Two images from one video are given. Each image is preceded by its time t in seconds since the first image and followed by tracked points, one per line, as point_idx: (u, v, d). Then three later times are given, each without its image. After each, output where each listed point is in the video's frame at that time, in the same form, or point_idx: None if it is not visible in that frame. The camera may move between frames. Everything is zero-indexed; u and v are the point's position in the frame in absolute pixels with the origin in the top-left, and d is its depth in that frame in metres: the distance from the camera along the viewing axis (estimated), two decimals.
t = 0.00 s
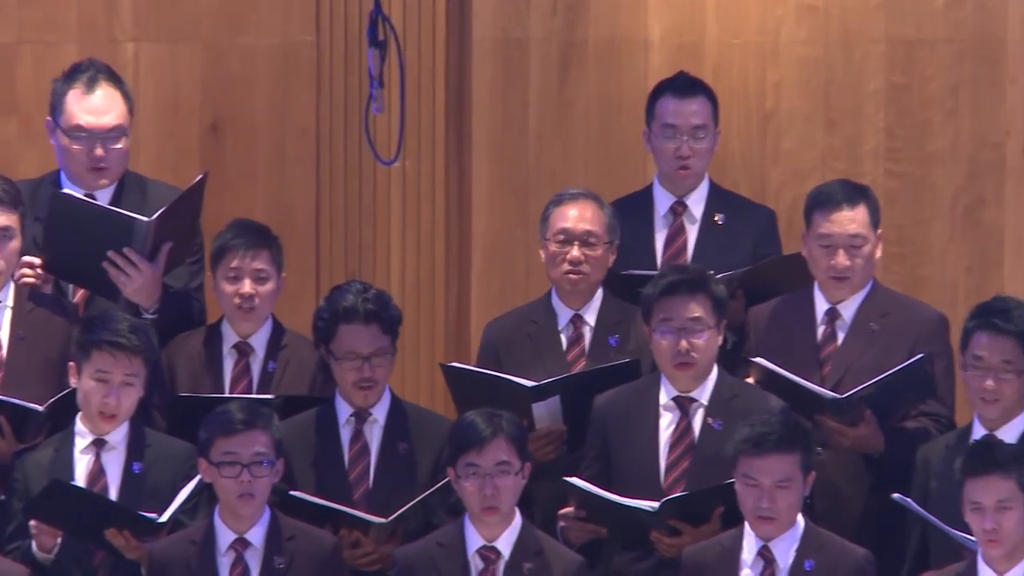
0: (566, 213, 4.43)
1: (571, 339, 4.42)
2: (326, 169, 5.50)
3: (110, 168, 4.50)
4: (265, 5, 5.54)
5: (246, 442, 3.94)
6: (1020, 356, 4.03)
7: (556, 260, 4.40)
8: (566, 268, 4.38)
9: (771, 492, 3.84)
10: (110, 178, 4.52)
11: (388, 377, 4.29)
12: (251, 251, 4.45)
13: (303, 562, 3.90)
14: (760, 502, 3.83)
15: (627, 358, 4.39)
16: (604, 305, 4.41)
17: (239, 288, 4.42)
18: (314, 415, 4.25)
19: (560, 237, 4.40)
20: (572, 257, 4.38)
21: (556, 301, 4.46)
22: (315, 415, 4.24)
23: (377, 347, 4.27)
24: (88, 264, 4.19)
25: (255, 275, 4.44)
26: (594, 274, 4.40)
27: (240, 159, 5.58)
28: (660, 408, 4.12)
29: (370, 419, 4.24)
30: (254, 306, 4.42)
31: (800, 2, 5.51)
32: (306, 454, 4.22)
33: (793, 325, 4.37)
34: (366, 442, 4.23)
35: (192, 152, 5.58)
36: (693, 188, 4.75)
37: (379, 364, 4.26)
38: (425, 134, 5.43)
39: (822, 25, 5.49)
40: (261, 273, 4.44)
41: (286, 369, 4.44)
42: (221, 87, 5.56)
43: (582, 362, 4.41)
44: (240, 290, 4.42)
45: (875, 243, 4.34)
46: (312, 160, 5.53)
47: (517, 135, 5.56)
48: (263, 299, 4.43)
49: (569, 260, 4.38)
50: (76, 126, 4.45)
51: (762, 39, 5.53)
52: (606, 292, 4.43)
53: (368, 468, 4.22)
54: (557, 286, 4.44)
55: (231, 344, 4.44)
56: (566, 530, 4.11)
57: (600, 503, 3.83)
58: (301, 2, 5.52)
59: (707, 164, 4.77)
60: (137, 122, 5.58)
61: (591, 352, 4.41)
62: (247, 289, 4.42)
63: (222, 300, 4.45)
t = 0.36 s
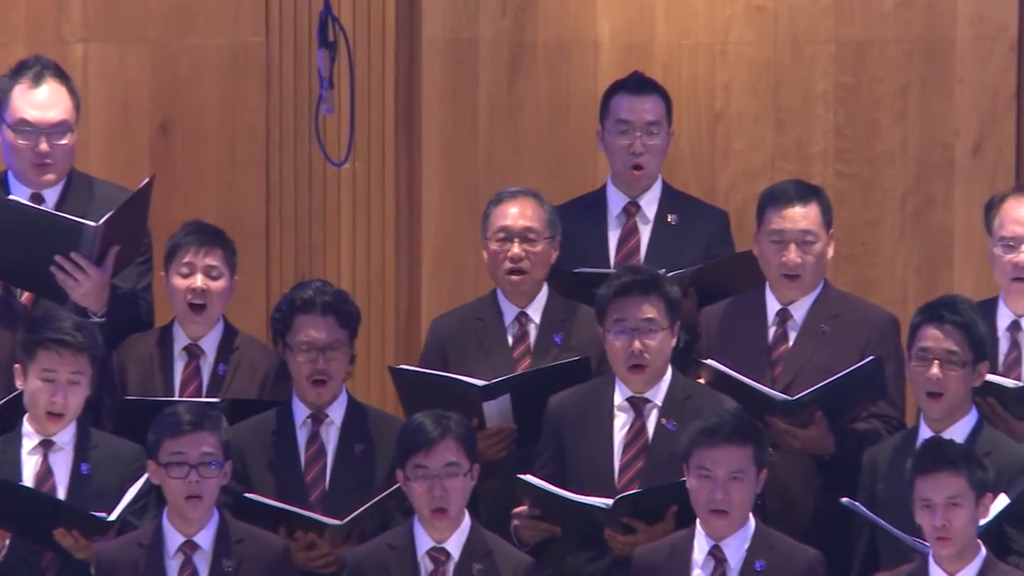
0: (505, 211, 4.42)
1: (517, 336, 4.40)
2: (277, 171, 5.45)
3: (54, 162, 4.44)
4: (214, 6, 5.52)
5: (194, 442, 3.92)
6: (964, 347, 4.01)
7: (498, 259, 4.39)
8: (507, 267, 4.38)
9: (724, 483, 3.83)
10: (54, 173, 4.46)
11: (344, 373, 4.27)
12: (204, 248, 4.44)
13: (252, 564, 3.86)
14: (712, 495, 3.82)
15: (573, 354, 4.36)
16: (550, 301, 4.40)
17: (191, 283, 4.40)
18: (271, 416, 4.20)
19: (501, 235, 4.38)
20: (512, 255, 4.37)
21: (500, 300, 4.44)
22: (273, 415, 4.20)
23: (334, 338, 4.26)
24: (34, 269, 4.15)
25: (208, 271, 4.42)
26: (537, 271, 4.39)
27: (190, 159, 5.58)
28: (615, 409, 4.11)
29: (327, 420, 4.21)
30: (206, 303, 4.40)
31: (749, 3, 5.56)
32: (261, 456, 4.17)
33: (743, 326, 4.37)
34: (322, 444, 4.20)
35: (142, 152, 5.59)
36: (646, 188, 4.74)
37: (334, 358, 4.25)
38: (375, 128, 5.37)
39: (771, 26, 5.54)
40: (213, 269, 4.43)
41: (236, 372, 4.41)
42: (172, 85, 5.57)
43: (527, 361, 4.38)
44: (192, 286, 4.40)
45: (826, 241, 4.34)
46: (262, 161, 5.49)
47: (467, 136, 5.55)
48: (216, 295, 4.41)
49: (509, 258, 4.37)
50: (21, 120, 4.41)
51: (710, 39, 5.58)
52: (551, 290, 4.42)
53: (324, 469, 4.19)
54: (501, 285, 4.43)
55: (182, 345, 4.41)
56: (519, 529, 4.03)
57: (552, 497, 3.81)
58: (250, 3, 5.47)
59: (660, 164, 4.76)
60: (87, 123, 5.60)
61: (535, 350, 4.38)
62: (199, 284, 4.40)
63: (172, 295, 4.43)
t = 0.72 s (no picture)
0: (434, 212, 4.40)
1: (453, 336, 4.39)
2: (227, 171, 5.37)
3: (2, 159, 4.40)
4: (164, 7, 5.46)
5: (145, 444, 3.89)
6: (923, 344, 4.01)
7: (430, 261, 4.37)
8: (441, 267, 4.36)
9: (678, 475, 3.83)
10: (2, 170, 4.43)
11: (296, 369, 4.24)
12: (158, 242, 4.42)
13: (203, 565, 3.84)
14: (664, 487, 3.82)
15: (510, 356, 4.35)
16: (484, 300, 4.39)
17: (147, 277, 4.37)
18: (227, 412, 4.19)
19: (432, 237, 4.37)
20: (445, 254, 4.36)
21: (436, 300, 4.42)
22: (228, 411, 4.19)
23: (285, 329, 4.23)
24: None
25: (163, 265, 4.40)
26: (471, 269, 4.38)
27: (140, 159, 5.52)
28: (570, 409, 4.11)
29: (279, 420, 4.19)
30: (160, 297, 4.37)
31: (700, 5, 5.62)
32: (211, 453, 4.15)
33: (694, 325, 4.36)
34: (274, 443, 4.18)
35: (92, 153, 5.53)
36: (601, 188, 4.74)
37: (285, 351, 4.22)
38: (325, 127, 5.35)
39: (722, 28, 5.59)
40: (168, 263, 4.40)
41: (188, 371, 4.38)
42: (122, 85, 5.51)
43: (465, 362, 4.37)
44: (147, 279, 4.37)
45: (779, 240, 4.36)
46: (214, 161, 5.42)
47: (418, 136, 5.59)
48: (170, 290, 4.39)
49: (442, 258, 4.36)
50: None
51: (661, 41, 5.63)
52: (486, 291, 4.41)
53: (275, 468, 4.16)
54: (435, 286, 4.41)
55: (132, 344, 4.38)
56: (472, 528, 4.06)
57: (507, 496, 3.79)
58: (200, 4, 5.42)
59: (615, 163, 4.76)
60: (36, 124, 5.52)
61: (472, 349, 4.37)
62: (155, 278, 4.37)
63: (125, 289, 4.39)
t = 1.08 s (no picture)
0: (375, 214, 4.39)
1: (398, 339, 4.36)
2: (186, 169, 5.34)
3: None
4: (127, 8, 5.45)
5: (105, 448, 3.86)
6: (894, 345, 4.02)
7: (371, 264, 4.36)
8: (383, 270, 4.35)
9: (638, 467, 3.82)
10: None
11: (250, 374, 4.21)
12: (123, 239, 4.41)
13: (162, 567, 3.82)
14: (625, 480, 3.81)
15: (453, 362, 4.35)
16: (428, 302, 4.38)
17: (111, 274, 4.35)
18: (187, 412, 4.18)
19: (372, 240, 4.36)
20: (386, 258, 4.34)
21: (378, 303, 4.39)
22: (187, 412, 4.17)
23: (241, 334, 4.21)
24: None
25: (128, 262, 4.38)
26: (412, 271, 4.36)
27: (100, 163, 5.48)
28: (538, 411, 4.10)
29: (234, 422, 4.16)
30: (123, 295, 4.36)
31: (661, 6, 5.59)
32: (165, 454, 4.13)
33: (657, 325, 4.36)
34: (229, 445, 4.16)
35: (51, 154, 5.50)
36: (566, 188, 4.73)
37: (238, 355, 4.20)
38: (286, 129, 5.32)
39: (681, 27, 5.57)
40: (133, 260, 4.39)
41: (151, 370, 4.35)
42: (81, 86, 5.48)
43: (409, 367, 4.34)
44: (111, 276, 4.35)
45: (741, 238, 4.38)
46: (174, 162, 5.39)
47: (377, 142, 5.59)
48: (133, 287, 4.37)
49: (384, 261, 4.34)
50: None
51: (622, 40, 5.61)
52: (429, 291, 4.39)
53: (230, 471, 4.14)
54: (376, 289, 4.39)
55: (94, 344, 4.35)
56: (438, 531, 4.04)
57: (472, 499, 3.78)
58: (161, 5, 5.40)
59: (580, 165, 4.76)
60: None
61: (418, 353, 4.35)
62: (118, 274, 4.36)
63: (88, 287, 4.37)
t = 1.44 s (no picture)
0: (325, 220, 4.38)
1: (351, 344, 4.36)
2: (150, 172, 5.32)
3: None
4: (93, 11, 5.47)
5: (70, 456, 3.85)
6: (868, 350, 4.03)
7: (321, 271, 4.36)
8: (333, 276, 4.34)
9: (602, 467, 3.82)
10: None
11: (207, 380, 4.19)
12: (86, 242, 4.40)
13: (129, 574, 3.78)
14: (587, 481, 3.81)
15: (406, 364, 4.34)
16: (379, 307, 4.38)
17: (76, 277, 4.34)
18: (145, 416, 4.14)
19: (322, 246, 4.35)
20: (336, 264, 4.34)
21: (330, 309, 4.38)
22: (146, 415, 4.14)
23: (200, 342, 4.20)
24: None
25: (92, 264, 4.38)
26: (363, 277, 4.36)
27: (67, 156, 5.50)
28: (511, 415, 4.09)
29: (192, 426, 4.15)
30: (89, 297, 4.35)
31: (627, 9, 5.69)
32: (124, 458, 4.10)
33: (625, 327, 4.35)
34: (187, 449, 4.14)
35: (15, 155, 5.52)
36: (533, 192, 4.72)
37: (197, 362, 4.18)
38: (251, 130, 5.29)
39: (647, 32, 5.67)
40: (97, 262, 4.38)
41: (117, 374, 4.33)
42: (47, 89, 5.51)
43: (365, 368, 4.35)
44: (77, 278, 4.34)
45: (703, 238, 4.39)
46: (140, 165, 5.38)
47: (343, 145, 5.56)
48: (99, 289, 4.36)
49: (334, 267, 4.34)
50: None
51: (588, 44, 5.71)
52: (380, 295, 4.39)
53: (188, 476, 4.12)
54: (327, 295, 4.38)
55: (60, 347, 4.33)
56: (411, 535, 3.95)
57: (443, 503, 3.78)
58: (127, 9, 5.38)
59: (548, 168, 4.75)
60: None
61: (371, 356, 4.35)
62: (84, 276, 4.35)
63: (54, 291, 4.36)
